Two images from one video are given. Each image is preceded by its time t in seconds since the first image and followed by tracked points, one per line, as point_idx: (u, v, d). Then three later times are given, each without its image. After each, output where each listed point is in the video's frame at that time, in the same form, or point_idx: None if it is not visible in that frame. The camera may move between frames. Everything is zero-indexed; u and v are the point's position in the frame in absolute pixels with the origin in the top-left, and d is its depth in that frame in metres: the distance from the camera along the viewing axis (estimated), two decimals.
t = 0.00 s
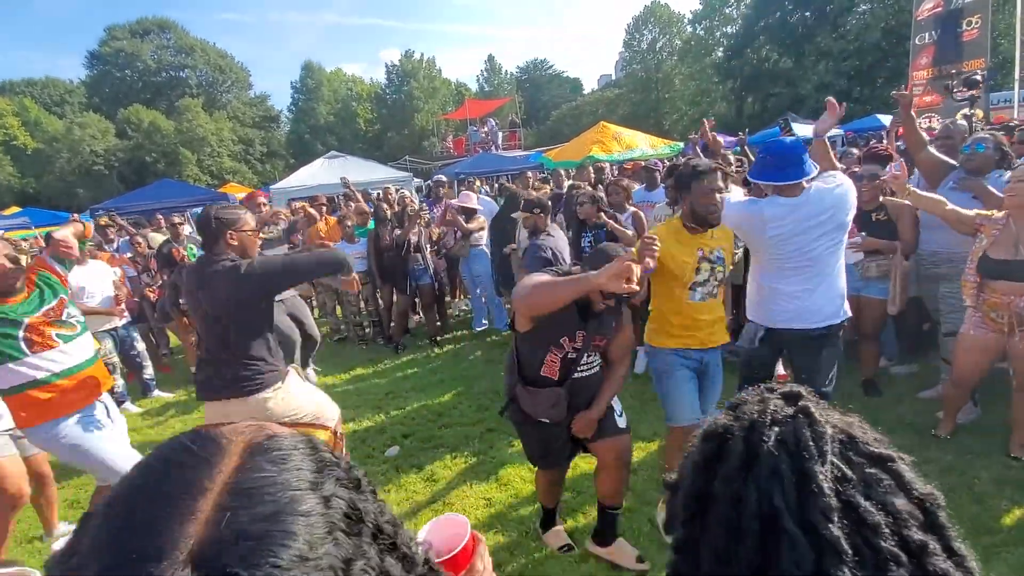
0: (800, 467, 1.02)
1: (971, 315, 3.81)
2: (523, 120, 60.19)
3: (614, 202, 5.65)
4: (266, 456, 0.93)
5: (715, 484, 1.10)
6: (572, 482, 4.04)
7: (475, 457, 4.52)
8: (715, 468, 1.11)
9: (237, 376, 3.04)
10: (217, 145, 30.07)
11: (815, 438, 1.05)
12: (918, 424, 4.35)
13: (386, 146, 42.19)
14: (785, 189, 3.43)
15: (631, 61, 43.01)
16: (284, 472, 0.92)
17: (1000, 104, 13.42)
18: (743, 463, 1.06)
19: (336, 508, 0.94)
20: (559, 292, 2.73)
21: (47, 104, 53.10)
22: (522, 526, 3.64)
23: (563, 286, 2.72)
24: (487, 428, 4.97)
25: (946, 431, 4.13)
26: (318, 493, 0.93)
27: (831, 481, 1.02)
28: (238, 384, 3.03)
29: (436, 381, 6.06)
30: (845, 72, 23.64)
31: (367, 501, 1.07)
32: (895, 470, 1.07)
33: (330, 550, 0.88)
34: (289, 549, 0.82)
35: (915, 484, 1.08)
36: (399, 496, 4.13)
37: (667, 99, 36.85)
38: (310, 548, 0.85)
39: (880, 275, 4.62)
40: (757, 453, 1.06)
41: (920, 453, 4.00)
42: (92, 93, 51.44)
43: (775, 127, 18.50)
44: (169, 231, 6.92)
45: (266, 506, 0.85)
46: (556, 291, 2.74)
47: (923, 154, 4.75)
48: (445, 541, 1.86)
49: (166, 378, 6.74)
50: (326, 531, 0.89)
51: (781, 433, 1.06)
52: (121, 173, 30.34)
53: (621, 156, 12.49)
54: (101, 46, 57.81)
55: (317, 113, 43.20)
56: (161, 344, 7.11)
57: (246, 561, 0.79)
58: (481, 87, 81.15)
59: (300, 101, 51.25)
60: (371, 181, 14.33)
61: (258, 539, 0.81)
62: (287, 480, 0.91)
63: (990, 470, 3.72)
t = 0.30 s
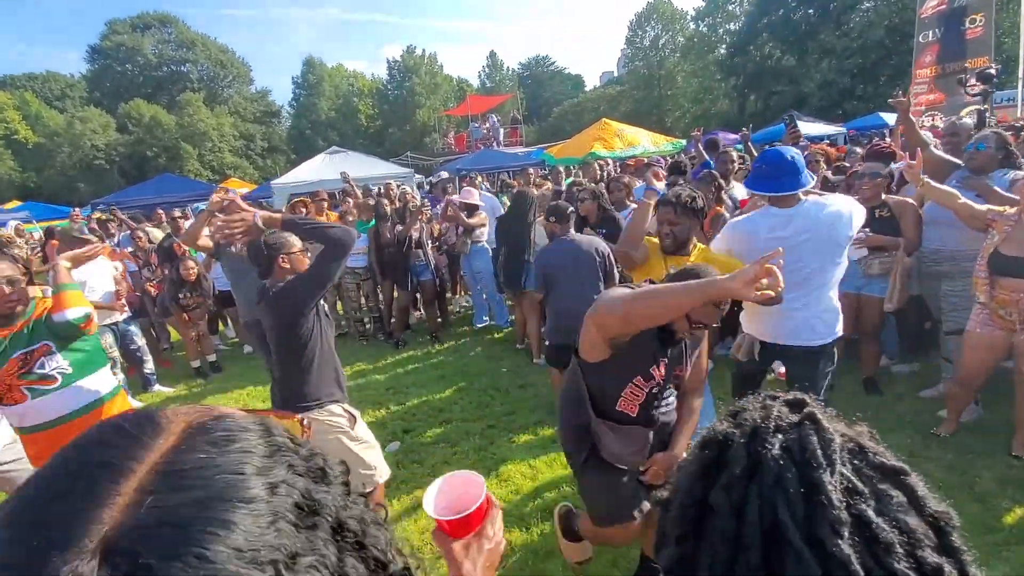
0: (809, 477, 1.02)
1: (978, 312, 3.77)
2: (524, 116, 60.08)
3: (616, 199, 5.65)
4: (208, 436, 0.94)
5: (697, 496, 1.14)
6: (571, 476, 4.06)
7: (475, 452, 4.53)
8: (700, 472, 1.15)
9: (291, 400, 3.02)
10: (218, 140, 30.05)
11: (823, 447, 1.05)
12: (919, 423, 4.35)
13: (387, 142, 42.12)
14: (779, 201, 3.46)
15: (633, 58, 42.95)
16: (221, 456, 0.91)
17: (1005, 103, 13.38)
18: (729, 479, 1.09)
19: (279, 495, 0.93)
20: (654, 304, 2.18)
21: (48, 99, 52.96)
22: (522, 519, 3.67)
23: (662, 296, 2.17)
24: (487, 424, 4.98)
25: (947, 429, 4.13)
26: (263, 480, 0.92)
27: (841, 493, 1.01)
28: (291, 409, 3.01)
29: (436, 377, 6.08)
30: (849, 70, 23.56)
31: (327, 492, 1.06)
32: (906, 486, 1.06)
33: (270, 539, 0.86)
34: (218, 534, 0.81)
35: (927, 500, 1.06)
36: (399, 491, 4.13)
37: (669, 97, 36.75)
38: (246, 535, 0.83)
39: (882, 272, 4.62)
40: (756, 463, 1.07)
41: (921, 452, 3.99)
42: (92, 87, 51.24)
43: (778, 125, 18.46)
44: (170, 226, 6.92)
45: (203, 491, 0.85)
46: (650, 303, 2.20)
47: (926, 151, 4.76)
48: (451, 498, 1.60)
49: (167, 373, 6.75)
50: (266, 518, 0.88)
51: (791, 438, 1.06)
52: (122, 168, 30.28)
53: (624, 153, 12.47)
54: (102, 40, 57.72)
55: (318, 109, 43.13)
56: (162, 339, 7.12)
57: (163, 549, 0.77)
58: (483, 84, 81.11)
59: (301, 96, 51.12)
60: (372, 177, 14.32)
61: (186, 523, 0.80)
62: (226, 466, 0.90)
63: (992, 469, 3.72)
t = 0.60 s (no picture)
0: (872, 508, 0.84)
1: (978, 310, 3.77)
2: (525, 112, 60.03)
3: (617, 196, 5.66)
4: (141, 407, 0.81)
5: (723, 545, 0.88)
6: (569, 473, 4.07)
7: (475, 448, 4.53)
8: (722, 503, 0.90)
9: (278, 372, 3.27)
10: (218, 135, 30.05)
11: (876, 469, 0.89)
12: (919, 421, 4.35)
13: (388, 138, 42.13)
14: (766, 201, 3.45)
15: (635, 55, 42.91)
16: (160, 413, 0.78)
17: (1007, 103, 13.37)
18: (780, 517, 0.85)
19: (245, 429, 0.81)
20: (810, 285, 1.49)
21: (48, 92, 52.93)
22: (520, 516, 3.67)
23: (815, 282, 1.49)
24: (487, 421, 4.98)
25: (946, 427, 4.13)
26: (221, 419, 0.80)
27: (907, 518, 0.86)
28: (280, 382, 3.26)
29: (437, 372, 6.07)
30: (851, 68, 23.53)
31: (301, 421, 0.94)
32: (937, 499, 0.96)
33: (243, 462, 0.75)
34: (184, 472, 0.70)
35: (948, 500, 0.97)
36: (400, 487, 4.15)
37: (670, 94, 36.73)
38: (212, 468, 0.72)
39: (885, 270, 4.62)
40: (812, 500, 0.85)
41: (921, 450, 4.00)
42: (93, 81, 51.20)
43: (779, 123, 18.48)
44: (171, 221, 6.93)
45: (154, 441, 0.73)
46: (791, 289, 1.50)
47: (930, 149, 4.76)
48: (431, 454, 1.64)
49: (168, 367, 6.77)
50: (233, 446, 0.76)
51: (840, 464, 0.88)
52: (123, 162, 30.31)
53: (626, 150, 12.47)
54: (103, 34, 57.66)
55: (319, 104, 43.06)
56: (162, 334, 7.13)
57: (118, 507, 0.66)
58: (483, 80, 80.97)
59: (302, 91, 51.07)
60: (374, 173, 14.33)
61: (135, 479, 0.69)
62: (173, 416, 0.78)
63: (991, 468, 3.72)
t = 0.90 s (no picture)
0: (851, 507, 0.86)
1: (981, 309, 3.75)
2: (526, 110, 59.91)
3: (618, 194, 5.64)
4: (83, 439, 0.78)
5: (708, 558, 0.87)
6: (569, 471, 4.06)
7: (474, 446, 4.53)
8: (704, 513, 0.89)
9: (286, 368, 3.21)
10: (218, 131, 30.05)
11: (850, 469, 0.90)
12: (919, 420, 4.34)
13: (389, 135, 42.08)
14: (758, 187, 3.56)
15: (636, 52, 42.80)
16: (103, 442, 0.76)
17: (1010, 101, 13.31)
18: (760, 522, 0.85)
19: (209, 445, 0.79)
20: None
21: (48, 88, 52.90)
22: (520, 513, 3.67)
23: None
24: (486, 419, 4.97)
25: (947, 426, 4.12)
26: (178, 438, 0.77)
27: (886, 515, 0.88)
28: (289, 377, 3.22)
29: (437, 370, 6.07)
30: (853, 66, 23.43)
31: (268, 430, 0.91)
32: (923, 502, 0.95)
33: (213, 481, 0.74)
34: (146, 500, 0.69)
35: (926, 500, 0.96)
36: (398, 484, 4.14)
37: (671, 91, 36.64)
38: (179, 492, 0.70)
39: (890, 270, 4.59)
40: (790, 504, 0.86)
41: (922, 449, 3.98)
42: (94, 77, 51.20)
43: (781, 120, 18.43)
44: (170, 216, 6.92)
45: (103, 472, 0.71)
46: None
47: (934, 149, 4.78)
48: (448, 456, 1.62)
49: (167, 363, 6.76)
50: (197, 465, 0.75)
51: (816, 467, 0.89)
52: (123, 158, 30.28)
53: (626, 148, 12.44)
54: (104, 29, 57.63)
55: (319, 101, 43.02)
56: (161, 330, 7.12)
57: (79, 539, 0.66)
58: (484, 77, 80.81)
59: (302, 87, 51.02)
60: (374, 169, 14.31)
61: (98, 519, 0.67)
62: (117, 446, 0.75)
63: (991, 468, 3.71)
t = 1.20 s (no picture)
0: (1002, 544, 0.78)
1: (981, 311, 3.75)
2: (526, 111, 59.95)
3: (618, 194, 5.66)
4: None
5: None
6: (568, 472, 4.06)
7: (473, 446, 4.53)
8: (822, 554, 0.77)
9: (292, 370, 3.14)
10: (218, 131, 30.10)
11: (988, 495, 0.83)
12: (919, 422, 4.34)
13: (388, 135, 42.12)
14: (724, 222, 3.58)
15: (636, 54, 42.86)
16: None
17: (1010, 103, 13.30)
18: (901, 568, 0.74)
19: (74, 482, 0.79)
20: None
21: (48, 87, 53.01)
22: (519, 513, 3.67)
23: None
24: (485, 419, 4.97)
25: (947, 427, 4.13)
26: (42, 472, 0.77)
27: None
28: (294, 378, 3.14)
29: (436, 370, 6.08)
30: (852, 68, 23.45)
31: (164, 465, 0.91)
32: None
33: (62, 528, 0.72)
34: None
35: None
36: (397, 483, 4.15)
37: (671, 93, 36.68)
38: (15, 543, 0.69)
39: (890, 272, 4.59)
40: (933, 544, 0.76)
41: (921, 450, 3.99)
42: (94, 76, 51.32)
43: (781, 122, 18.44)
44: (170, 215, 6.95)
45: None
46: None
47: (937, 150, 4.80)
48: (445, 447, 1.63)
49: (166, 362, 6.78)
50: (51, 508, 0.74)
51: (951, 496, 0.82)
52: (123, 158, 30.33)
53: (626, 149, 12.44)
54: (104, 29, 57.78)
55: (319, 101, 43.12)
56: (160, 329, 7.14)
57: None
58: (484, 78, 80.89)
59: (302, 88, 51.10)
60: (374, 169, 14.33)
61: None
62: None
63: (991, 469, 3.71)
